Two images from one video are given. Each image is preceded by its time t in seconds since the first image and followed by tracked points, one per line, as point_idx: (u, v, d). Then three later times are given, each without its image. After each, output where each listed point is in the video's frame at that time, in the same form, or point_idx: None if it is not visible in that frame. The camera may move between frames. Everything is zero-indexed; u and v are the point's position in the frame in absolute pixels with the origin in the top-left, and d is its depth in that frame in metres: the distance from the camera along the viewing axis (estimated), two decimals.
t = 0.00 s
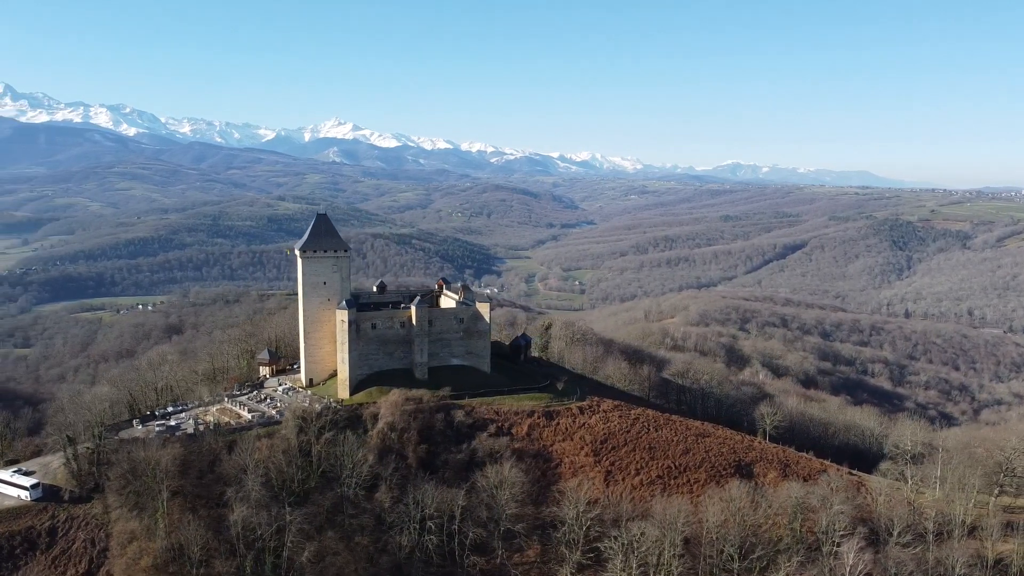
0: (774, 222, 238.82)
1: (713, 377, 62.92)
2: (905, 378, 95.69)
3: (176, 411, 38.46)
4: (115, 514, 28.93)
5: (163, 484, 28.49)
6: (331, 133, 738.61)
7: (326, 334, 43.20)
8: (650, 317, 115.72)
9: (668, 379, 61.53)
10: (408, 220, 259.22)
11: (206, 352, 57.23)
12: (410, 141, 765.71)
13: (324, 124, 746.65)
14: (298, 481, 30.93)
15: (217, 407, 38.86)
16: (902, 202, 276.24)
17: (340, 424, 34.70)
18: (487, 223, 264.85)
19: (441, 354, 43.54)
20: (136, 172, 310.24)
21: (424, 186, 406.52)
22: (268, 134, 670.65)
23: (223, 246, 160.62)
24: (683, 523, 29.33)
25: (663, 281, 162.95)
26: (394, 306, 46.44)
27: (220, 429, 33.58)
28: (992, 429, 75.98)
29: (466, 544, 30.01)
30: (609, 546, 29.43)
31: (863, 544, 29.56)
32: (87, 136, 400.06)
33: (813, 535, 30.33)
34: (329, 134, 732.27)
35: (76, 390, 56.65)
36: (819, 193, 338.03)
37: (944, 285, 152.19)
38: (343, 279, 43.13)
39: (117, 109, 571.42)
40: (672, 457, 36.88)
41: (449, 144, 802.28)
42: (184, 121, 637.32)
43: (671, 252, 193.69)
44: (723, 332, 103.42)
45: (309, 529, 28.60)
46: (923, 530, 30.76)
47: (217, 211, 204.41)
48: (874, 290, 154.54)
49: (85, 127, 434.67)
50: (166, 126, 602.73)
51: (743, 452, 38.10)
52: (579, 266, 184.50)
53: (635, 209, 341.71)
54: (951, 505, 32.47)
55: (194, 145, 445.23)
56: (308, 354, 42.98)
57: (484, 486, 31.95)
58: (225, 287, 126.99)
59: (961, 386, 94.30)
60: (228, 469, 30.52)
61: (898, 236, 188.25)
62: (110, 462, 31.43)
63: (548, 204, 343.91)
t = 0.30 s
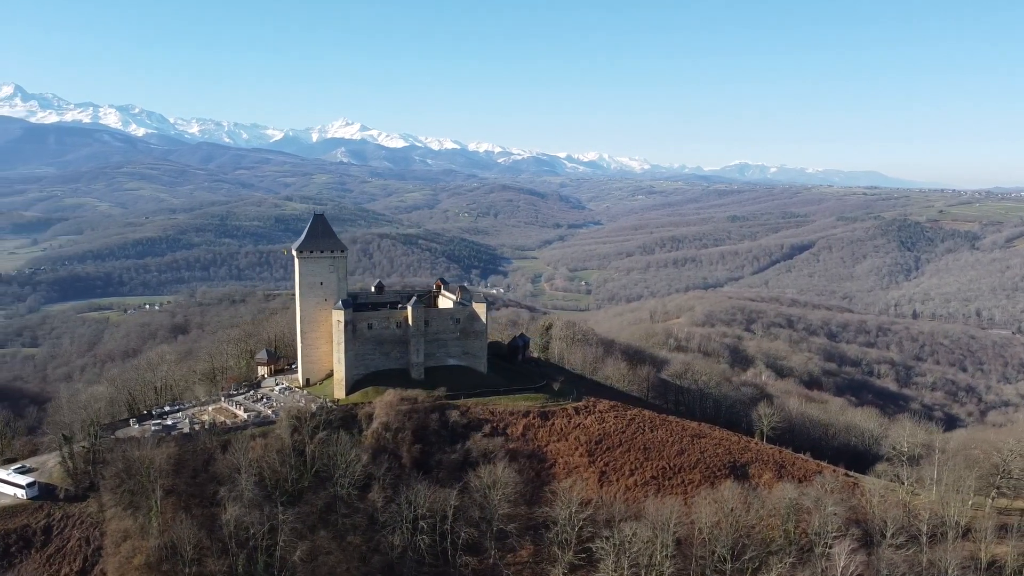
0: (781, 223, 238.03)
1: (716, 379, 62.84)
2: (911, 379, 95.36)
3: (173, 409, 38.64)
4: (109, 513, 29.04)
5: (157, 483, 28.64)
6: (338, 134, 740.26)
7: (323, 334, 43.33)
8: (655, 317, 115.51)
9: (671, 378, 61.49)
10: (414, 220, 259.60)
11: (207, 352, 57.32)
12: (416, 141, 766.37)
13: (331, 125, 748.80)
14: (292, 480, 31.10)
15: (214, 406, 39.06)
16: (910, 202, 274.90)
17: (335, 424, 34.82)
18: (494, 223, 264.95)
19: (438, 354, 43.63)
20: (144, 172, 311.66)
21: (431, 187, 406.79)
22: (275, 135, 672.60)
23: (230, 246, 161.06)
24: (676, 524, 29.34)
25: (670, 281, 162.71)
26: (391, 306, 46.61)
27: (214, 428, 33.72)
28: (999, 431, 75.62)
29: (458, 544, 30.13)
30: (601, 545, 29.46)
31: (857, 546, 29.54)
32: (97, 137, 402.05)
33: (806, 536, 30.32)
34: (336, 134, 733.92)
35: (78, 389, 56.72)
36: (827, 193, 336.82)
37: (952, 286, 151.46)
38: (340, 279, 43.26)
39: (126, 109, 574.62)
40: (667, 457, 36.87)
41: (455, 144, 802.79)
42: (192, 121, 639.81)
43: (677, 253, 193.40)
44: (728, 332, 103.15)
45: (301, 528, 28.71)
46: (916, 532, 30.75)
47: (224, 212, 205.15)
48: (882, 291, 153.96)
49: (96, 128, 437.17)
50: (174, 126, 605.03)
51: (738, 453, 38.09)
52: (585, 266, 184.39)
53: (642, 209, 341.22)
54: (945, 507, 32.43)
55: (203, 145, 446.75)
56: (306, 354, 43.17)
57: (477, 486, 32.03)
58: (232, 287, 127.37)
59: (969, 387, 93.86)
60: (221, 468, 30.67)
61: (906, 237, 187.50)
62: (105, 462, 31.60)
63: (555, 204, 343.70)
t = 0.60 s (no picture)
0: (788, 223, 237.33)
1: (718, 380, 62.80)
2: (917, 380, 95.06)
3: (169, 409, 38.82)
4: (102, 512, 29.20)
5: (150, 482, 28.81)
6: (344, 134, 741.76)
7: (319, 334, 43.48)
8: (660, 317, 115.36)
9: (673, 378, 61.41)
10: (421, 220, 259.96)
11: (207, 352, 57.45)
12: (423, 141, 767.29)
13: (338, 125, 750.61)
14: (285, 480, 31.25)
15: (210, 406, 39.23)
16: (919, 203, 273.64)
17: (329, 424, 34.97)
18: (501, 223, 265.03)
19: (434, 355, 43.72)
20: (152, 172, 313.03)
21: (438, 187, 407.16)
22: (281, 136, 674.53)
23: (237, 246, 161.57)
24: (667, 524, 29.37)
25: (676, 282, 162.48)
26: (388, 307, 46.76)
27: (209, 428, 33.91)
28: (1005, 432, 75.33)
29: (450, 545, 30.19)
30: (592, 546, 29.49)
31: (849, 547, 29.51)
32: (105, 137, 404.09)
33: (798, 538, 30.30)
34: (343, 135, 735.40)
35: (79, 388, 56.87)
36: (834, 194, 335.78)
37: (960, 286, 150.79)
38: (337, 279, 43.39)
39: (135, 110, 577.48)
40: (661, 458, 36.89)
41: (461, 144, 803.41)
42: (200, 122, 642.47)
43: (684, 253, 193.15)
44: (733, 333, 102.95)
45: (293, 527, 28.79)
46: (909, 534, 30.73)
47: (231, 212, 205.86)
48: (889, 292, 153.40)
49: (105, 128, 438.94)
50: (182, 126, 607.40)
51: (733, 454, 38.05)
52: (591, 267, 184.27)
53: (650, 209, 340.86)
54: (937, 509, 32.44)
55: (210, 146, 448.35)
56: (302, 354, 43.35)
57: (471, 486, 32.12)
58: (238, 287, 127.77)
59: (975, 389, 93.49)
60: (214, 468, 30.86)
61: (914, 238, 186.77)
62: (99, 461, 31.77)
63: (561, 204, 343.54)
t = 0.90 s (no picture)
0: (796, 224, 236.77)
1: (719, 381, 62.73)
2: (922, 381, 94.78)
3: (166, 409, 38.99)
4: (95, 510, 29.29)
5: (143, 481, 28.94)
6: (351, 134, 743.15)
7: (315, 335, 43.60)
8: (664, 318, 115.23)
9: (674, 378, 61.35)
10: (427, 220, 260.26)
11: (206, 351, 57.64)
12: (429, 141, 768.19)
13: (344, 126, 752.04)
14: (278, 479, 31.38)
15: (206, 405, 39.40)
16: (927, 203, 272.73)
17: (323, 424, 35.07)
18: (507, 224, 265.17)
19: (430, 355, 43.79)
20: (160, 172, 314.32)
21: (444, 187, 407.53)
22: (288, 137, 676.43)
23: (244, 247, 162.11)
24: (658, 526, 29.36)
25: (683, 282, 162.29)
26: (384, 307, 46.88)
27: (203, 428, 34.07)
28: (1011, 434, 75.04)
29: (442, 545, 30.28)
30: (583, 546, 29.52)
31: (841, 549, 29.48)
32: (114, 138, 406.16)
33: (790, 539, 30.27)
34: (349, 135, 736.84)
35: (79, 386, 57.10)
36: (842, 194, 334.84)
37: (968, 287, 150.15)
38: (332, 280, 43.53)
39: (143, 110, 580.09)
40: (655, 459, 36.91)
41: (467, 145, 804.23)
42: (207, 123, 645.14)
43: (690, 254, 192.94)
44: (739, 334, 102.76)
45: (285, 527, 28.86)
46: (901, 535, 30.70)
47: (238, 212, 206.63)
48: (896, 293, 152.89)
49: (114, 129, 441.71)
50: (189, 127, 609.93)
51: (727, 454, 38.03)
52: (597, 267, 184.19)
53: (656, 210, 340.70)
54: (930, 511, 32.39)
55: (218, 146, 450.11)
56: (299, 354, 43.46)
57: (463, 486, 32.18)
58: (243, 288, 128.15)
59: (981, 390, 93.09)
60: (208, 468, 31.00)
61: (921, 239, 186.11)
62: (94, 461, 31.92)
63: (568, 205, 343.44)
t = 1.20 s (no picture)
0: (802, 224, 236.15)
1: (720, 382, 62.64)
2: (927, 382, 94.50)
3: (162, 408, 39.15)
4: (89, 508, 29.42)
5: (136, 480, 29.05)
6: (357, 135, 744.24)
7: (312, 334, 43.73)
8: (669, 318, 115.12)
9: (675, 379, 61.29)
10: (432, 220, 260.46)
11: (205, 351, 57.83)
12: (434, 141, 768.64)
13: (350, 126, 753.17)
14: (271, 479, 31.51)
15: (203, 405, 39.54)
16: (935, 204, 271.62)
17: (316, 425, 35.18)
18: (512, 224, 265.19)
19: (425, 355, 43.90)
20: (167, 172, 315.44)
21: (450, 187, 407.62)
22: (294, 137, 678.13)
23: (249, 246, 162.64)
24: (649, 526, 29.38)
25: (688, 283, 162.04)
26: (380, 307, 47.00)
27: (198, 428, 34.24)
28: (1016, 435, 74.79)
29: (434, 545, 30.35)
30: (574, 546, 29.56)
31: (832, 550, 29.47)
32: (122, 138, 408.01)
33: (782, 540, 30.23)
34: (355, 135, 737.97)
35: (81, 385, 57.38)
36: (849, 195, 333.75)
37: (975, 288, 149.50)
38: (329, 280, 43.65)
39: (151, 111, 582.38)
40: (648, 459, 36.91)
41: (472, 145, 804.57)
42: (214, 123, 647.36)
43: (696, 254, 192.67)
44: (743, 334, 102.59)
45: (276, 526, 28.95)
46: (893, 536, 30.66)
47: (244, 212, 207.44)
48: (903, 294, 152.38)
49: (121, 129, 443.10)
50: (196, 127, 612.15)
51: (721, 455, 37.98)
52: (602, 267, 183.99)
53: (663, 210, 340.59)
54: (923, 512, 32.34)
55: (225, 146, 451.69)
56: (295, 354, 43.60)
57: (455, 486, 32.23)
58: (248, 287, 128.57)
59: (987, 391, 92.74)
60: (200, 467, 31.12)
61: (929, 239, 185.40)
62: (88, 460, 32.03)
63: (574, 205, 343.31)
